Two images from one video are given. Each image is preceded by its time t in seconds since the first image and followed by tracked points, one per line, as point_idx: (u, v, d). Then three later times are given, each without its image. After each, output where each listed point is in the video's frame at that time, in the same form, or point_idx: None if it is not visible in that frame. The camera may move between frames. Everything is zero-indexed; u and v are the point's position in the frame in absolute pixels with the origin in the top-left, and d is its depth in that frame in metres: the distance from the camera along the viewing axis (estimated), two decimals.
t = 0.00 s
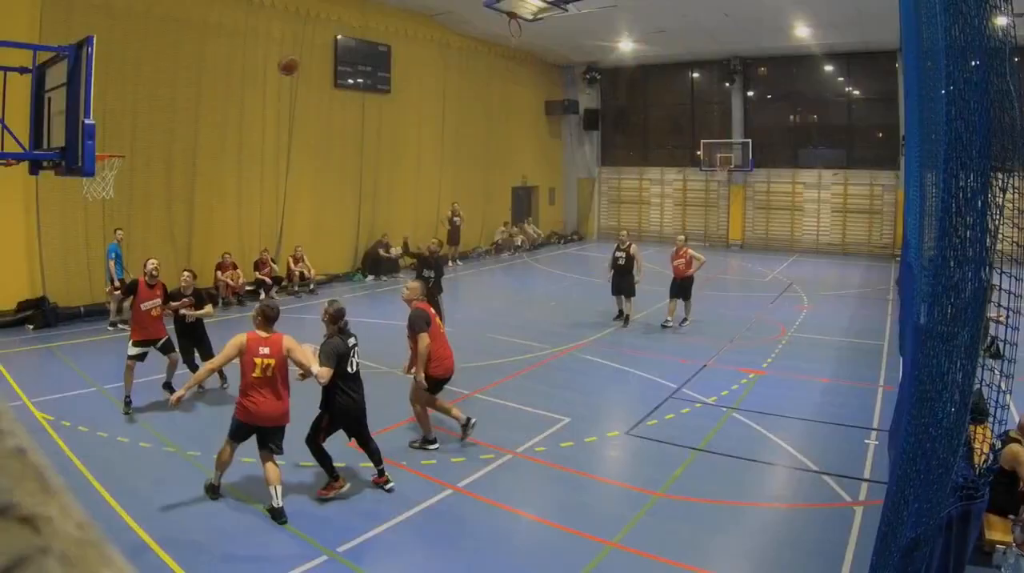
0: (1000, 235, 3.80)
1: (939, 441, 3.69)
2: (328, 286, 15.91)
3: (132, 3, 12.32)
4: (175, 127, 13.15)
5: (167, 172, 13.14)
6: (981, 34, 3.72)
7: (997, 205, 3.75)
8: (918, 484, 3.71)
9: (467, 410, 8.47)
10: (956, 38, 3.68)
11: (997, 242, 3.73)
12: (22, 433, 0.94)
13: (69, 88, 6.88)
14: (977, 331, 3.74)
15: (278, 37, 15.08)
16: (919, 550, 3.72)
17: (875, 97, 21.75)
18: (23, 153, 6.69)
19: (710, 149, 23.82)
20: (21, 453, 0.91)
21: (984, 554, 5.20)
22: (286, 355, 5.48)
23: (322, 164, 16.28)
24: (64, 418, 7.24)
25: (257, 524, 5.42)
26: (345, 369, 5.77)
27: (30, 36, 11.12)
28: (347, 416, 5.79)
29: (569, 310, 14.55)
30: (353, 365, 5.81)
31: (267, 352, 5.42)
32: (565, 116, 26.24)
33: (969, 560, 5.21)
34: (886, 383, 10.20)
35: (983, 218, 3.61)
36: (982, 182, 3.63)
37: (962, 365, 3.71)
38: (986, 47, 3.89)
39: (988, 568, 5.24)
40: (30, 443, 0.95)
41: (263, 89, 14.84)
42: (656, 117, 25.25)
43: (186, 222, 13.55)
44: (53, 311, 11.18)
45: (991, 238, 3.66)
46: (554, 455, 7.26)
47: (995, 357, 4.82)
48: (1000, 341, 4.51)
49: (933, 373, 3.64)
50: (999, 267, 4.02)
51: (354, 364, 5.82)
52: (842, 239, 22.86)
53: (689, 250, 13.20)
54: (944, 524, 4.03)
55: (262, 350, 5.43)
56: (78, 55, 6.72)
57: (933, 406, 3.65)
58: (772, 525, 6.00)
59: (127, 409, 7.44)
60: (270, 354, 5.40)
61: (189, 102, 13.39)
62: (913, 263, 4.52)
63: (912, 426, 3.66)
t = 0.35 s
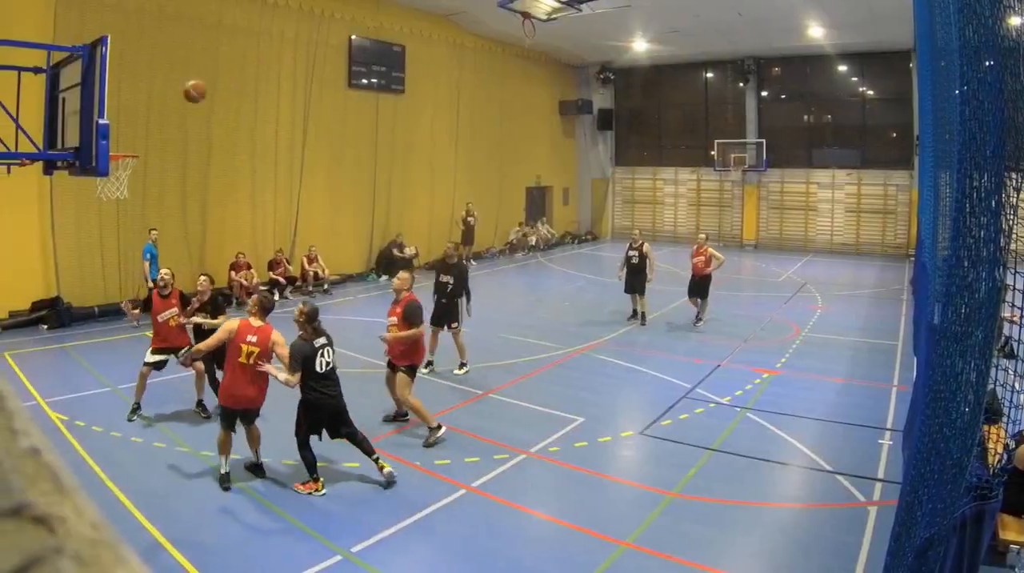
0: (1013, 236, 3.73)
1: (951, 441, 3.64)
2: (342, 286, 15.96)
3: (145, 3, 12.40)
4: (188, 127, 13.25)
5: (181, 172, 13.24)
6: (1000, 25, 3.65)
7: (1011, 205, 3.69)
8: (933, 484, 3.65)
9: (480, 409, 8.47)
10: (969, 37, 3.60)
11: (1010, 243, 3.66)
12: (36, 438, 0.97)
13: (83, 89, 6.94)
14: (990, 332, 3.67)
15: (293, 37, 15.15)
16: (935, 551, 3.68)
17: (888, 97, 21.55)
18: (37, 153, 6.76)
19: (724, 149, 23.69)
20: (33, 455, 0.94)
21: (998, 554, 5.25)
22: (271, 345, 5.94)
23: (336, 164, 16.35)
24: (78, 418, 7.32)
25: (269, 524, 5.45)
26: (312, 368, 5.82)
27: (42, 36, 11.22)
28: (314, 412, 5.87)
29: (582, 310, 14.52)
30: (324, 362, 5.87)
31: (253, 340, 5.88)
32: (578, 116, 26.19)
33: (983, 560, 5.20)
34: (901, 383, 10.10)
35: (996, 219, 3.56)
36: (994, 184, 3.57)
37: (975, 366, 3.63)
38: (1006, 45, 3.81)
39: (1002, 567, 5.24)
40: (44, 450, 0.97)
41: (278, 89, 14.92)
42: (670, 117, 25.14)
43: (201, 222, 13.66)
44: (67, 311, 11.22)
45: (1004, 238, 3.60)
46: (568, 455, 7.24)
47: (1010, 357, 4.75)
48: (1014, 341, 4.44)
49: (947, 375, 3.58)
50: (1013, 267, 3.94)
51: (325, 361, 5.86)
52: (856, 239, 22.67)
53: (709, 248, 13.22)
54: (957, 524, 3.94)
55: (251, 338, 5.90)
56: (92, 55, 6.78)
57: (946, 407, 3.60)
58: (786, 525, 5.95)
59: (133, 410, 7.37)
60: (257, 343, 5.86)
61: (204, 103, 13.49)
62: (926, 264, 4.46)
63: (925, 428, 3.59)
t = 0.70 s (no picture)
0: None
1: (965, 442, 3.57)
2: (355, 286, 16.00)
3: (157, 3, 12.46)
4: (201, 127, 13.33)
5: (194, 172, 13.33)
6: (1014, 22, 3.64)
7: None
8: (946, 484, 3.59)
9: (492, 409, 8.46)
10: (983, 37, 3.57)
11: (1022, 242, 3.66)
12: (51, 439, 0.98)
13: (96, 88, 6.99)
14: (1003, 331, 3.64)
15: (306, 37, 15.19)
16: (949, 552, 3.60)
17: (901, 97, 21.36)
18: (51, 153, 6.84)
19: (737, 148, 23.56)
20: (48, 454, 0.95)
21: (1011, 553, 5.17)
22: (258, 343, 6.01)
23: (349, 164, 16.41)
24: (92, 418, 7.37)
25: (282, 524, 5.47)
26: (313, 355, 5.97)
27: (54, 36, 11.28)
28: (314, 399, 6.01)
29: (594, 310, 14.48)
30: (323, 350, 6.04)
31: (241, 338, 5.96)
32: (591, 117, 26.14)
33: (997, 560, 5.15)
34: (916, 383, 9.99)
35: (1009, 220, 3.56)
36: (1007, 184, 3.56)
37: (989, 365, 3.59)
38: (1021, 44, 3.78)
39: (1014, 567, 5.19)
40: (58, 449, 0.98)
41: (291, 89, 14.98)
42: (683, 117, 25.03)
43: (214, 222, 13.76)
44: (80, 312, 11.34)
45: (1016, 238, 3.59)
46: (581, 455, 7.21)
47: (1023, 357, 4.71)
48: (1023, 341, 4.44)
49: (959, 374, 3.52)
50: None
51: (325, 349, 6.05)
52: (869, 239, 22.46)
53: (726, 247, 13.13)
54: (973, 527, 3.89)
55: (239, 336, 5.98)
56: (105, 54, 6.83)
57: (960, 407, 3.54)
58: (799, 525, 5.90)
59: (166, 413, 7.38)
60: (244, 341, 5.94)
61: (218, 103, 13.58)
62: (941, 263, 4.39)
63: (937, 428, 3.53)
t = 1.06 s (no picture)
0: None
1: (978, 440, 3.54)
2: (369, 286, 16.04)
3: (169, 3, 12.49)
4: (214, 128, 13.39)
5: (206, 172, 13.39)
6: None
7: None
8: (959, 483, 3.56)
9: (504, 409, 8.45)
10: (995, 37, 3.55)
11: None
12: (62, 437, 0.95)
13: (109, 89, 7.06)
14: (1016, 331, 3.59)
15: (320, 37, 15.24)
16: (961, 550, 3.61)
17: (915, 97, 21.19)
18: (64, 153, 6.91)
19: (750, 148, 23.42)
20: (61, 453, 0.92)
21: None
22: (253, 332, 6.14)
23: (362, 164, 16.46)
24: (104, 418, 7.41)
25: (294, 523, 5.48)
26: (337, 352, 6.13)
27: (67, 36, 11.27)
28: (340, 395, 6.11)
29: (607, 310, 14.43)
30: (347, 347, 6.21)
31: (238, 329, 6.10)
32: (604, 116, 26.09)
33: (1011, 561, 5.07)
34: (929, 384, 9.88)
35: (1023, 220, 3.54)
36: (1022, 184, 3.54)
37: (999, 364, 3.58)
38: None
39: None
40: (73, 448, 0.97)
41: (304, 89, 15.03)
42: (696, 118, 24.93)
43: (227, 221, 13.82)
44: (93, 311, 11.30)
45: None
46: (594, 455, 7.19)
47: None
48: None
49: (973, 373, 3.49)
50: None
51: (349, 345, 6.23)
52: (882, 240, 22.16)
53: (744, 246, 13.12)
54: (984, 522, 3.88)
55: (235, 327, 6.13)
56: (118, 55, 6.89)
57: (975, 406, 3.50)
58: (813, 526, 5.84)
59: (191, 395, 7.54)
60: (240, 332, 6.09)
61: (231, 102, 13.64)
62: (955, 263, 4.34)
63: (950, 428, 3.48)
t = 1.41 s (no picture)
0: None
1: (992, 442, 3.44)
2: (382, 286, 16.08)
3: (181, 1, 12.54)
4: (227, 127, 13.46)
5: (220, 172, 13.46)
6: None
7: None
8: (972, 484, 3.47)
9: (516, 410, 8.43)
10: (1009, 34, 3.46)
11: None
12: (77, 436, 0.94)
13: (122, 89, 7.11)
14: None
15: (332, 37, 15.29)
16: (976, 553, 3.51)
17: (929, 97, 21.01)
18: (77, 153, 6.96)
19: (763, 149, 23.29)
20: (74, 454, 0.92)
21: None
22: (272, 329, 6.18)
23: (375, 164, 16.49)
24: (118, 418, 7.46)
25: (307, 523, 5.49)
26: (365, 353, 6.12)
27: (81, 36, 11.37)
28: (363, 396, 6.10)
29: (619, 309, 14.39)
30: (376, 347, 6.20)
31: (256, 326, 6.13)
32: (617, 116, 26.04)
33: None
34: (943, 384, 9.77)
35: None
36: None
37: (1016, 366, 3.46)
38: None
39: None
40: (87, 449, 0.95)
41: (317, 89, 15.07)
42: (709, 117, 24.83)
43: (240, 221, 13.88)
44: (105, 311, 11.41)
45: None
46: (607, 455, 7.16)
47: None
48: None
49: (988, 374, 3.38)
50: None
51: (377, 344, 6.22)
52: (895, 240, 22.01)
53: (763, 245, 13.06)
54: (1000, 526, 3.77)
55: (253, 325, 6.16)
56: (131, 54, 6.93)
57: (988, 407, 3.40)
58: (826, 526, 5.79)
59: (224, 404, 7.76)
60: (256, 329, 6.13)
61: (244, 103, 13.71)
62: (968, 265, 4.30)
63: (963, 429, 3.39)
